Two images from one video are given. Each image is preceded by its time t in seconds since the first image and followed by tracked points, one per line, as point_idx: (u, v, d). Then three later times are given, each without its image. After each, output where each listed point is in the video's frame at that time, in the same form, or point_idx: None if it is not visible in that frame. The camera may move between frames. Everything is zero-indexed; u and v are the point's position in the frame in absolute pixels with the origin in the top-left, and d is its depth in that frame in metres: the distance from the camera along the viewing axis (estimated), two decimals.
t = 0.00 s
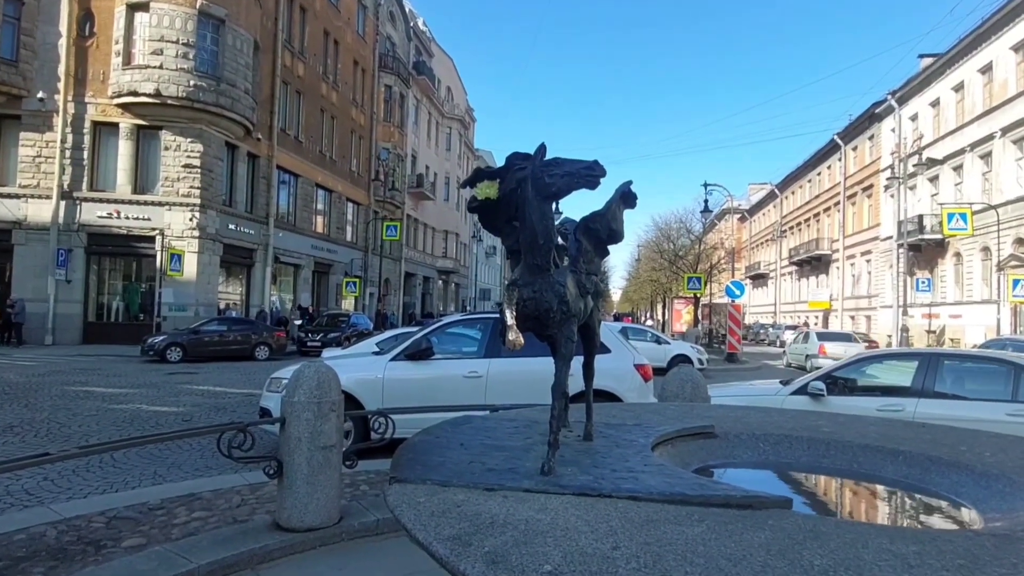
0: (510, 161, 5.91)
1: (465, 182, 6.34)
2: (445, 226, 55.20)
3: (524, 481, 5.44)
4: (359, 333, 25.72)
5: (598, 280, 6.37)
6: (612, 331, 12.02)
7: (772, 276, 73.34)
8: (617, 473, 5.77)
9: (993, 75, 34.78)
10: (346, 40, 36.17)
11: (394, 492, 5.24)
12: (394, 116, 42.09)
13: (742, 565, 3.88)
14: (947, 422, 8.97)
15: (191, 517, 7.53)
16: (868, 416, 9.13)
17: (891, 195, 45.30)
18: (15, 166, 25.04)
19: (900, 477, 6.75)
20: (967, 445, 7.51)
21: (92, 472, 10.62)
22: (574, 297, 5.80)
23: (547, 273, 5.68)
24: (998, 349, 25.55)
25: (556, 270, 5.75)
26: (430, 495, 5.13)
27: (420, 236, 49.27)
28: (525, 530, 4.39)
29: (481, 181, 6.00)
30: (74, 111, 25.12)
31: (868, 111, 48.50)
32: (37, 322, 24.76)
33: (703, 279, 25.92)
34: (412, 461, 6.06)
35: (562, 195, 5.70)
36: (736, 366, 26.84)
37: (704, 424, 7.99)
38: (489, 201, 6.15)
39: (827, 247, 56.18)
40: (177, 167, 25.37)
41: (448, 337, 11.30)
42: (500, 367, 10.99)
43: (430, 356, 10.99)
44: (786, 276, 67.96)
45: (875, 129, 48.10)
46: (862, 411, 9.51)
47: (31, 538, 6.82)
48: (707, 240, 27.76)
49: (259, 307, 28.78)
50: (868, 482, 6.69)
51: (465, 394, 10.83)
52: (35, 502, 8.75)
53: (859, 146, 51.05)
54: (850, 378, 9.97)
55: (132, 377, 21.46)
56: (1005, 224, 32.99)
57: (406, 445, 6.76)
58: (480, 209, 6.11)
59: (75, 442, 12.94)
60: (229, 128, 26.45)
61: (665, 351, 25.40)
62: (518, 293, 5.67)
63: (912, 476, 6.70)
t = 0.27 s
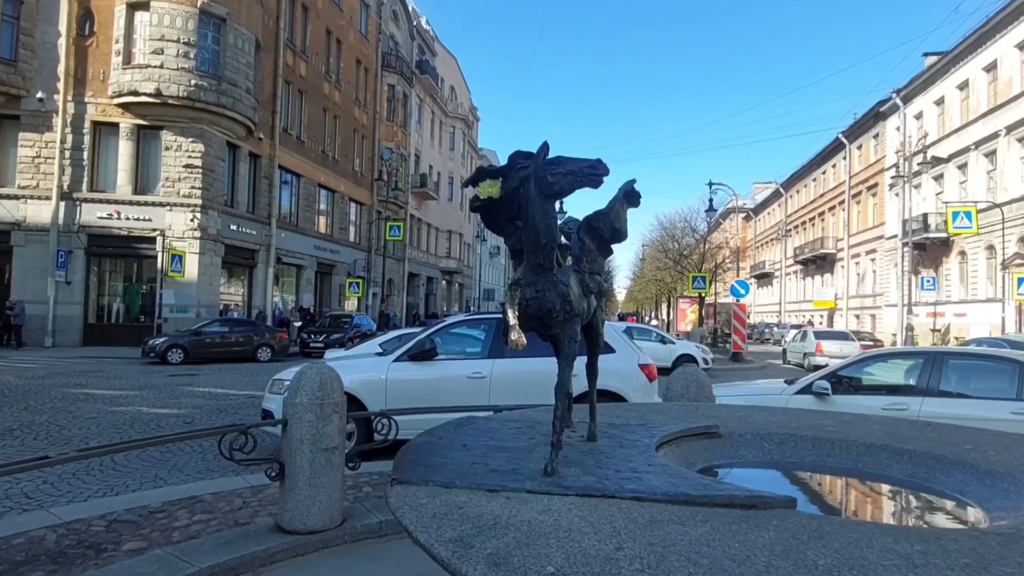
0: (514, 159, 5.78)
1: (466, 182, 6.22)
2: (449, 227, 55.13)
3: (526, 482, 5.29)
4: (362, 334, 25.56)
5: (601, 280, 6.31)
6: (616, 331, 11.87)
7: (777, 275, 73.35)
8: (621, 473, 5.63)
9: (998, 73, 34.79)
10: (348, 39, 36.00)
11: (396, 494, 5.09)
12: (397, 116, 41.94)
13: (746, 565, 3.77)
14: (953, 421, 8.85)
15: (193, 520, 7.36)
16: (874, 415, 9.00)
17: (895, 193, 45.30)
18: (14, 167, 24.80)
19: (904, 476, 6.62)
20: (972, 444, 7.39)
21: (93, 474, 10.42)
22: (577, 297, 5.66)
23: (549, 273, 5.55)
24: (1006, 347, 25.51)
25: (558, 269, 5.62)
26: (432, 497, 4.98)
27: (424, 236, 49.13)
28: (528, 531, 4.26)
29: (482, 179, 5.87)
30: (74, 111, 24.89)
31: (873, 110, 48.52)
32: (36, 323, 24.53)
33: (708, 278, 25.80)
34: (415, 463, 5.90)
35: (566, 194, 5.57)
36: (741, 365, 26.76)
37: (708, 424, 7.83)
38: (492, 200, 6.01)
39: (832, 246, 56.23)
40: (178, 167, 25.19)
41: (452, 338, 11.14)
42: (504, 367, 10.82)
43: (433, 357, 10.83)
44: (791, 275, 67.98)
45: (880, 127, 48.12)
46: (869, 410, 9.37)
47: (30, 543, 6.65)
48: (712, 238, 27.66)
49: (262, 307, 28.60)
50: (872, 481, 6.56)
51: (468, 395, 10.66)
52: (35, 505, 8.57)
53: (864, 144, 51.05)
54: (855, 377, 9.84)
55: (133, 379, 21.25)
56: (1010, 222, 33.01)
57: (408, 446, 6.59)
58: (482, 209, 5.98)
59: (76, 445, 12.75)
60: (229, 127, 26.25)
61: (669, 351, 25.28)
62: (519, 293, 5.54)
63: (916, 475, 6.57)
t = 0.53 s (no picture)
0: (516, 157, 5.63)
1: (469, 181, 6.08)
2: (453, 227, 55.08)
3: (530, 483, 5.14)
4: (365, 335, 25.40)
5: (605, 280, 6.19)
6: (620, 330, 11.72)
7: (782, 274, 73.39)
8: (625, 474, 5.48)
9: (1003, 71, 34.78)
10: (351, 38, 35.84)
11: (397, 496, 4.93)
12: (400, 116, 41.80)
13: (751, 565, 3.65)
14: (958, 420, 8.75)
15: (194, 523, 7.16)
16: (880, 414, 8.85)
17: (900, 192, 45.26)
18: (13, 167, 24.58)
19: (908, 475, 6.48)
20: (976, 443, 7.26)
21: (94, 477, 10.20)
22: (581, 296, 5.53)
23: (553, 272, 5.41)
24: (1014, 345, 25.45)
25: (562, 269, 5.49)
26: (434, 499, 4.82)
27: (427, 236, 49.00)
28: (531, 533, 4.11)
29: (485, 178, 5.74)
30: (73, 111, 24.67)
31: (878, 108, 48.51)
32: (36, 325, 24.28)
33: (713, 277, 25.67)
34: (416, 464, 5.72)
35: (569, 193, 5.43)
36: (746, 365, 26.64)
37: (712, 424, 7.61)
38: (494, 199, 5.90)
39: (837, 245, 56.20)
40: (179, 168, 25.01)
41: (456, 339, 10.93)
42: (508, 367, 10.63)
43: (437, 357, 10.63)
44: (795, 275, 67.99)
45: (884, 125, 48.11)
46: (874, 410, 9.25)
47: (29, 547, 6.45)
48: (717, 237, 27.53)
49: (264, 308, 28.41)
50: (878, 479, 6.42)
51: (472, 396, 10.45)
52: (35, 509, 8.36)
53: (869, 143, 51.03)
54: (859, 376, 9.68)
55: (133, 381, 21.02)
56: (1014, 220, 33.01)
57: (411, 448, 6.36)
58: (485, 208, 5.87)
59: (76, 448, 12.53)
60: (231, 127, 26.05)
61: (674, 351, 25.15)
62: (522, 293, 5.40)
63: (921, 474, 6.43)
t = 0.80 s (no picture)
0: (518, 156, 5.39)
1: (471, 181, 5.83)
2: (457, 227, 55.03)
3: (533, 484, 4.96)
4: (368, 336, 25.21)
5: (608, 279, 6.03)
6: (624, 329, 11.49)
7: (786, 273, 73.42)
8: (629, 475, 5.30)
9: (1008, 69, 34.80)
10: (353, 37, 35.68)
11: (399, 499, 4.75)
12: (403, 115, 41.67)
13: (754, 566, 3.50)
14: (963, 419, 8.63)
15: (195, 527, 6.95)
16: (887, 413, 8.68)
17: (905, 190, 45.23)
18: (12, 168, 24.35)
19: (912, 475, 6.30)
20: (982, 442, 7.10)
21: (94, 480, 9.95)
22: (585, 296, 5.39)
23: (557, 272, 5.26)
24: None
25: (565, 268, 5.34)
26: (436, 500, 4.66)
27: (430, 236, 48.87)
28: (534, 535, 3.96)
29: (488, 177, 5.49)
30: (73, 111, 24.45)
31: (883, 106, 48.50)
32: (35, 327, 24.03)
33: (718, 277, 25.52)
34: (419, 466, 5.53)
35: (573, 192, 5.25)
36: (752, 364, 26.51)
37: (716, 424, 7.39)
38: (496, 200, 5.60)
39: (842, 244, 56.18)
40: (180, 168, 24.81)
41: (459, 339, 10.69)
42: (512, 368, 10.39)
43: (440, 358, 10.38)
44: (801, 274, 68.03)
45: (890, 124, 48.11)
46: (879, 410, 9.06)
47: (28, 551, 6.25)
48: (722, 236, 27.37)
49: (266, 310, 28.21)
50: (883, 478, 6.25)
51: (475, 397, 10.23)
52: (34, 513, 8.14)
53: (874, 141, 51.03)
54: (864, 375, 9.47)
55: (133, 383, 20.78)
56: (1019, 218, 32.99)
57: (414, 449, 6.14)
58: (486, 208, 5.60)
59: (77, 451, 12.31)
60: (232, 127, 25.86)
61: (679, 351, 25.02)
62: (525, 292, 5.26)
63: (925, 473, 6.24)
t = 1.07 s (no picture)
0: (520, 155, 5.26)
1: (473, 180, 5.68)
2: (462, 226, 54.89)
3: (535, 485, 4.79)
4: (372, 337, 25.01)
5: (612, 279, 5.88)
6: (628, 328, 11.26)
7: (792, 272, 73.47)
8: (632, 475, 5.13)
9: (1012, 67, 34.84)
10: (356, 36, 35.51)
11: (400, 500, 4.57)
12: (406, 115, 41.52)
13: (757, 566, 3.36)
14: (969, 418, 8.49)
15: (196, 530, 6.74)
16: (892, 413, 8.52)
17: (910, 188, 45.21)
18: (10, 168, 24.10)
19: (916, 473, 6.13)
20: (986, 440, 6.94)
21: (93, 484, 9.74)
22: (587, 296, 5.24)
23: (559, 271, 5.12)
24: None
25: (568, 267, 5.20)
26: (439, 502, 4.49)
27: (434, 236, 48.71)
28: (536, 535, 3.81)
29: (489, 176, 5.34)
30: (72, 110, 24.22)
31: (888, 105, 48.50)
32: (35, 330, 23.78)
33: (723, 276, 25.40)
34: (420, 467, 5.35)
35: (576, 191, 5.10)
36: (757, 364, 26.42)
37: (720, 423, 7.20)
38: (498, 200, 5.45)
39: (847, 243, 56.22)
40: (181, 168, 24.60)
41: (463, 339, 10.50)
42: (516, 368, 10.22)
43: (443, 359, 10.20)
44: (806, 273, 68.04)
45: (895, 122, 48.12)
46: (885, 409, 8.89)
47: (27, 556, 6.05)
48: (727, 236, 27.20)
49: (268, 310, 28.00)
50: (889, 478, 6.08)
51: (479, 398, 10.05)
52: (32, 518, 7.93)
53: (879, 140, 51.05)
54: (870, 374, 9.28)
55: (134, 386, 20.54)
56: None
57: (416, 450, 5.94)
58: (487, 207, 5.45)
59: (77, 454, 12.09)
60: (234, 127, 25.67)
61: (684, 351, 24.90)
62: (527, 292, 5.12)
63: (929, 472, 6.08)
